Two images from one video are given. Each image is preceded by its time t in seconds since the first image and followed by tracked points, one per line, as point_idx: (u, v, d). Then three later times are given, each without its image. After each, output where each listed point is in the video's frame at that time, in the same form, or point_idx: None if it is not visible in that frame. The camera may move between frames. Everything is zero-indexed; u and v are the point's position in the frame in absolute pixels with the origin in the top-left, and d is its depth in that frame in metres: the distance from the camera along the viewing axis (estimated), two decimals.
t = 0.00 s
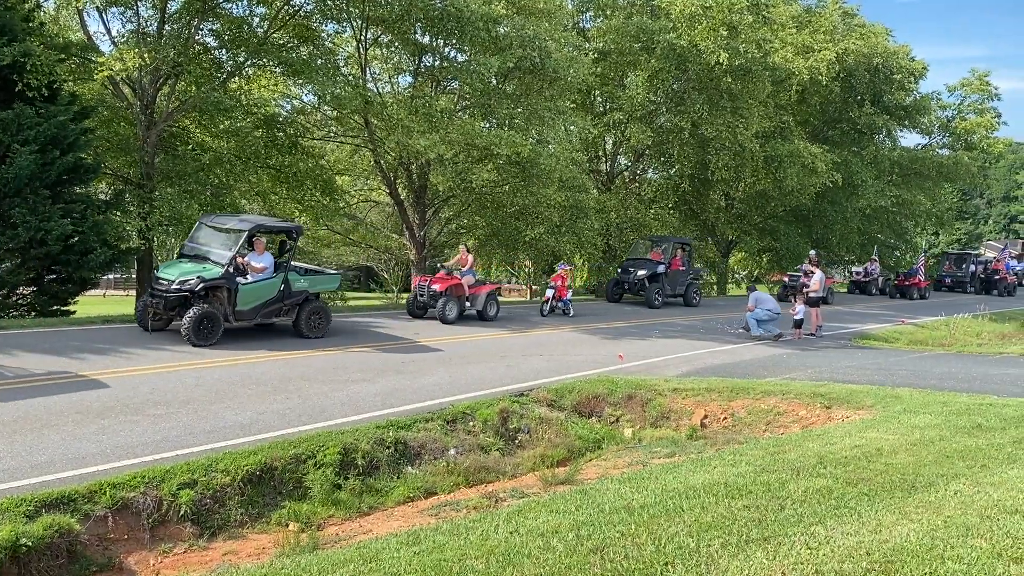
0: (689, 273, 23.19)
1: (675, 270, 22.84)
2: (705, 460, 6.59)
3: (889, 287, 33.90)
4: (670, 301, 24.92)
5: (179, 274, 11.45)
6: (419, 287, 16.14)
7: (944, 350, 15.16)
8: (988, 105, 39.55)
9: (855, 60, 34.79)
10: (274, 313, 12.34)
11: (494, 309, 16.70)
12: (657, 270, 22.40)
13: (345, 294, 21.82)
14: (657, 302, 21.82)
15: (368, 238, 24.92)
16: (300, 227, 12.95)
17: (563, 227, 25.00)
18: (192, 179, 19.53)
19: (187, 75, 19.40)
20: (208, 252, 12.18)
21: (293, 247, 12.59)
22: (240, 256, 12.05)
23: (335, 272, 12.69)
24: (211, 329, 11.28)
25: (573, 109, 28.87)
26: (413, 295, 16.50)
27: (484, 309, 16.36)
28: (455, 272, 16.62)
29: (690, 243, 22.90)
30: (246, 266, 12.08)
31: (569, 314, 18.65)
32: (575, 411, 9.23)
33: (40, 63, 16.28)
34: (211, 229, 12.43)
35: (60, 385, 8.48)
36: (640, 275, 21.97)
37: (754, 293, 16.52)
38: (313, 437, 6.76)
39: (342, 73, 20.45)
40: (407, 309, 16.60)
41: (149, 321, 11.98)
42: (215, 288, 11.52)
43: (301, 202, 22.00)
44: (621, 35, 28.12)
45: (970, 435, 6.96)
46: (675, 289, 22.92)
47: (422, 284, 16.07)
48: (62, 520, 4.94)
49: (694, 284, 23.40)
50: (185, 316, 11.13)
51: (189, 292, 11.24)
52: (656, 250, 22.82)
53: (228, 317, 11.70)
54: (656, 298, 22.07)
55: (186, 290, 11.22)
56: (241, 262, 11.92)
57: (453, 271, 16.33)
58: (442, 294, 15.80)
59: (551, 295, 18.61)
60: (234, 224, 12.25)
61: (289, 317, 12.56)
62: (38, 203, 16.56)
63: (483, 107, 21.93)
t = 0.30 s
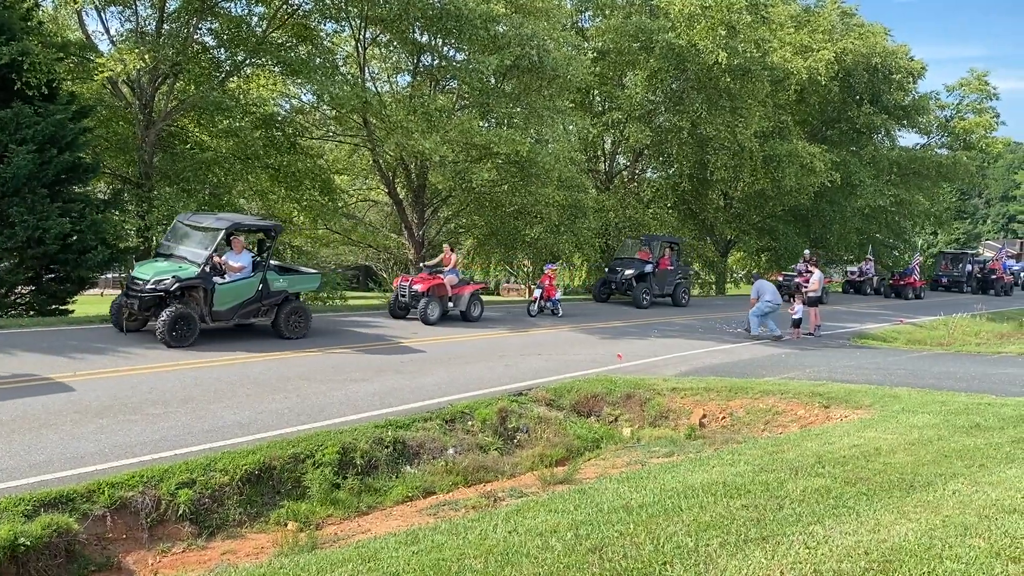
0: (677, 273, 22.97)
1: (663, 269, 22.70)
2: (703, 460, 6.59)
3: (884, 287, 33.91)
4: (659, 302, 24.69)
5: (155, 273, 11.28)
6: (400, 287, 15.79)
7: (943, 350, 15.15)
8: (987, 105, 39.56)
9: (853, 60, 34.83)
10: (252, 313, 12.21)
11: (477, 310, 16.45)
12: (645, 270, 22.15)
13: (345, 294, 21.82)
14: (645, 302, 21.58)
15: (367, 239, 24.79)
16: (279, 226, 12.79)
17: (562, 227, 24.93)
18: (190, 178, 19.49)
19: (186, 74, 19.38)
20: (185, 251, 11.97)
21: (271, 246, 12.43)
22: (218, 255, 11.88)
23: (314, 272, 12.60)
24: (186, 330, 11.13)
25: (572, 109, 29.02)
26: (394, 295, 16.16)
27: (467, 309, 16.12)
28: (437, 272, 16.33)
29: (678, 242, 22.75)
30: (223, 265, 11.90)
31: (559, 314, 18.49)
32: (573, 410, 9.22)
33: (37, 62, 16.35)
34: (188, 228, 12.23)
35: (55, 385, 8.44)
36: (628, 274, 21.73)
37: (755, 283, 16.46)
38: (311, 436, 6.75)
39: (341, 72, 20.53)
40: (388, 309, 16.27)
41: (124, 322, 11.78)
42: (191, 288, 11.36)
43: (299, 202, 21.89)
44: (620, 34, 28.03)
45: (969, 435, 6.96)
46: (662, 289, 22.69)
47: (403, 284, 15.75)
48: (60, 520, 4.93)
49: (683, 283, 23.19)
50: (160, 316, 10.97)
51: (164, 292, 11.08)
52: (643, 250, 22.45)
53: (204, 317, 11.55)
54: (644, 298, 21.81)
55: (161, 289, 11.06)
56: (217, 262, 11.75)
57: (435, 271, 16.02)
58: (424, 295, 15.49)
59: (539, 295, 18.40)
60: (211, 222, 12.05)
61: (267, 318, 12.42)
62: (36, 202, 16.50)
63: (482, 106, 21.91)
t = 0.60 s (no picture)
0: (666, 272, 22.56)
1: (652, 268, 22.23)
2: (702, 459, 6.60)
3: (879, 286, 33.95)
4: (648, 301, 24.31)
5: (129, 273, 11.03)
6: (381, 287, 15.49)
7: (942, 350, 15.16)
8: (985, 105, 39.59)
9: (852, 60, 34.87)
10: (230, 313, 11.93)
11: (461, 310, 16.19)
12: (632, 269, 21.77)
13: (345, 293, 21.83)
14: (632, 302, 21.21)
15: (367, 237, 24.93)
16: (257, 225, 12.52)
17: (561, 227, 25.15)
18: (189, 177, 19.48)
19: (185, 73, 19.35)
20: (158, 250, 11.71)
21: (249, 245, 12.16)
22: (193, 254, 11.62)
23: (293, 271, 12.32)
24: (161, 330, 10.90)
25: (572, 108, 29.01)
26: (376, 296, 15.87)
27: (450, 309, 15.85)
28: (419, 271, 16.03)
29: (666, 241, 22.29)
30: (199, 264, 11.63)
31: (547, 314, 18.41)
32: (572, 410, 9.23)
33: (36, 60, 16.32)
34: (163, 227, 11.98)
35: (52, 384, 8.41)
36: (615, 274, 21.48)
37: (759, 275, 16.48)
38: (310, 435, 6.76)
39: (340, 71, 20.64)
40: (370, 309, 15.98)
41: (98, 323, 11.52)
42: (166, 288, 11.11)
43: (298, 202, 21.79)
44: (619, 34, 28.05)
45: (967, 434, 6.97)
46: (650, 288, 22.29)
47: (385, 284, 15.44)
48: (59, 519, 4.93)
49: (671, 283, 22.78)
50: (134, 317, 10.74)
51: (138, 292, 10.83)
52: (631, 249, 22.12)
53: (180, 318, 11.29)
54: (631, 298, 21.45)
55: (135, 289, 10.82)
56: (193, 261, 11.49)
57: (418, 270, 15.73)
58: (406, 295, 15.20)
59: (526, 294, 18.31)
60: (186, 221, 11.79)
61: (245, 318, 12.15)
62: (35, 201, 16.47)
63: (481, 105, 21.91)
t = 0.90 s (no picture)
0: (654, 271, 22.27)
1: (640, 267, 22.00)
2: (702, 459, 6.60)
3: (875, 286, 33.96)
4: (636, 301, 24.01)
5: (103, 272, 10.76)
6: (364, 287, 15.04)
7: (941, 349, 15.17)
8: (984, 104, 39.61)
9: (851, 59, 34.88)
10: (207, 314, 11.64)
11: (445, 310, 15.81)
12: (620, 268, 21.51)
13: (345, 292, 21.90)
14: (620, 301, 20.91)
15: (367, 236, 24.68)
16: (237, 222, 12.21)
17: (560, 226, 25.07)
18: (189, 176, 19.48)
19: (184, 72, 19.34)
20: (134, 249, 11.38)
21: (227, 244, 11.85)
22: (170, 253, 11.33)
23: (273, 270, 12.01)
24: (136, 331, 10.61)
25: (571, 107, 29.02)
26: (358, 296, 15.46)
27: (434, 310, 15.48)
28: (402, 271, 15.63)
29: (655, 240, 22.08)
30: (176, 263, 11.34)
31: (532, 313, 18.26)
32: (572, 409, 9.23)
33: (35, 59, 16.67)
34: (139, 225, 11.68)
35: (49, 384, 8.39)
36: (603, 272, 21.18)
37: (762, 270, 16.46)
38: (309, 434, 6.75)
39: (339, 70, 20.60)
40: (351, 309, 15.58)
41: (72, 323, 11.26)
42: (141, 288, 10.82)
43: (297, 201, 21.86)
44: (618, 33, 27.90)
45: (967, 434, 6.97)
46: (638, 288, 22.02)
47: (366, 283, 15.02)
48: (58, 518, 4.93)
49: (660, 282, 22.49)
50: (108, 317, 10.47)
51: (112, 292, 10.55)
52: (620, 248, 21.94)
53: (156, 318, 11.01)
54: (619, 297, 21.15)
55: (108, 289, 10.54)
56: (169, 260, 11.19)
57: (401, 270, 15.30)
58: (389, 295, 14.76)
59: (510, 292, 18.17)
60: (162, 220, 11.50)
61: (224, 318, 11.86)
62: (34, 200, 16.46)
63: (480, 104, 21.90)
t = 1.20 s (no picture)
0: (642, 270, 21.99)
1: (628, 266, 21.69)
2: (701, 458, 6.59)
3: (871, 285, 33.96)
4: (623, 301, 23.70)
5: (76, 272, 10.53)
6: (345, 286, 14.66)
7: (941, 348, 15.19)
8: (983, 103, 39.66)
9: (851, 58, 34.91)
10: (184, 314, 11.39)
11: (430, 310, 15.41)
12: (608, 267, 21.22)
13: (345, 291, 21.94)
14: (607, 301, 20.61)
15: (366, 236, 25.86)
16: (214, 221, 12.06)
17: (559, 226, 24.84)
18: (188, 175, 19.46)
19: (183, 71, 19.32)
20: (109, 247, 11.18)
21: (204, 242, 11.68)
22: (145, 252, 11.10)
23: (251, 268, 11.80)
24: (110, 332, 10.36)
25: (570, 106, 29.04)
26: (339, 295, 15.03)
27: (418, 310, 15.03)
28: (385, 270, 15.22)
29: (643, 239, 21.86)
30: (151, 262, 11.11)
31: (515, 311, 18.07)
32: (571, 408, 9.24)
33: (34, 58, 16.29)
34: (114, 224, 11.47)
35: (46, 383, 8.37)
36: (590, 272, 20.91)
37: (764, 269, 16.42)
38: (308, 434, 6.75)
39: (338, 70, 20.54)
40: (331, 309, 15.14)
41: (46, 325, 11.02)
42: (115, 288, 10.59)
43: (297, 199, 21.83)
44: (617, 32, 27.88)
45: (966, 433, 6.97)
46: (626, 288, 21.71)
47: (348, 282, 14.61)
48: (58, 517, 4.93)
49: (648, 281, 22.22)
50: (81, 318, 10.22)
51: (85, 291, 10.32)
52: (607, 247, 21.72)
53: (131, 319, 10.77)
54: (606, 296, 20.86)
55: (82, 289, 10.30)
56: (144, 259, 10.97)
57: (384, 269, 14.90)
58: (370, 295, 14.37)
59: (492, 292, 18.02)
60: (138, 218, 11.35)
61: (201, 318, 11.60)
62: (34, 199, 16.46)
63: (479, 104, 21.89)
